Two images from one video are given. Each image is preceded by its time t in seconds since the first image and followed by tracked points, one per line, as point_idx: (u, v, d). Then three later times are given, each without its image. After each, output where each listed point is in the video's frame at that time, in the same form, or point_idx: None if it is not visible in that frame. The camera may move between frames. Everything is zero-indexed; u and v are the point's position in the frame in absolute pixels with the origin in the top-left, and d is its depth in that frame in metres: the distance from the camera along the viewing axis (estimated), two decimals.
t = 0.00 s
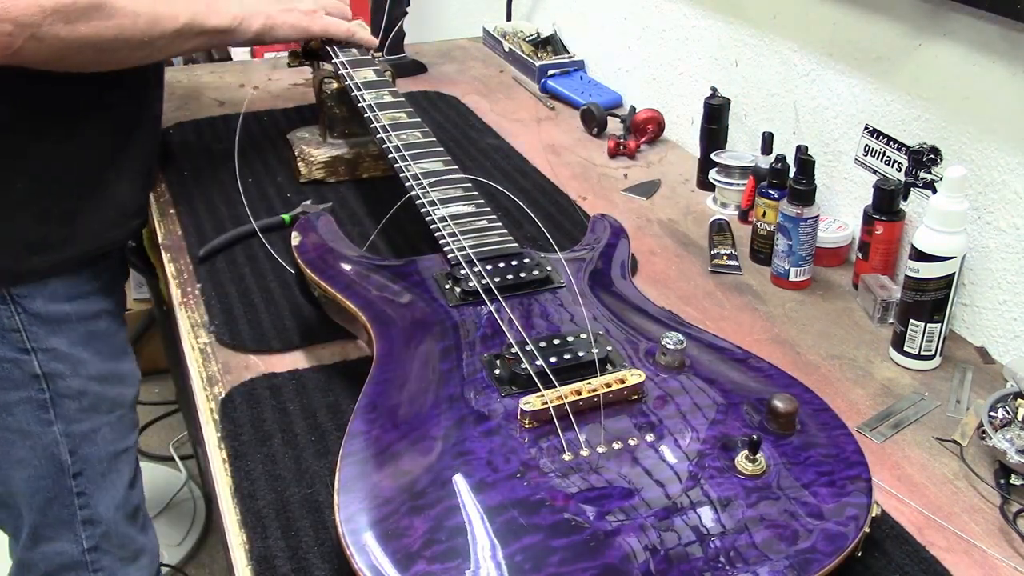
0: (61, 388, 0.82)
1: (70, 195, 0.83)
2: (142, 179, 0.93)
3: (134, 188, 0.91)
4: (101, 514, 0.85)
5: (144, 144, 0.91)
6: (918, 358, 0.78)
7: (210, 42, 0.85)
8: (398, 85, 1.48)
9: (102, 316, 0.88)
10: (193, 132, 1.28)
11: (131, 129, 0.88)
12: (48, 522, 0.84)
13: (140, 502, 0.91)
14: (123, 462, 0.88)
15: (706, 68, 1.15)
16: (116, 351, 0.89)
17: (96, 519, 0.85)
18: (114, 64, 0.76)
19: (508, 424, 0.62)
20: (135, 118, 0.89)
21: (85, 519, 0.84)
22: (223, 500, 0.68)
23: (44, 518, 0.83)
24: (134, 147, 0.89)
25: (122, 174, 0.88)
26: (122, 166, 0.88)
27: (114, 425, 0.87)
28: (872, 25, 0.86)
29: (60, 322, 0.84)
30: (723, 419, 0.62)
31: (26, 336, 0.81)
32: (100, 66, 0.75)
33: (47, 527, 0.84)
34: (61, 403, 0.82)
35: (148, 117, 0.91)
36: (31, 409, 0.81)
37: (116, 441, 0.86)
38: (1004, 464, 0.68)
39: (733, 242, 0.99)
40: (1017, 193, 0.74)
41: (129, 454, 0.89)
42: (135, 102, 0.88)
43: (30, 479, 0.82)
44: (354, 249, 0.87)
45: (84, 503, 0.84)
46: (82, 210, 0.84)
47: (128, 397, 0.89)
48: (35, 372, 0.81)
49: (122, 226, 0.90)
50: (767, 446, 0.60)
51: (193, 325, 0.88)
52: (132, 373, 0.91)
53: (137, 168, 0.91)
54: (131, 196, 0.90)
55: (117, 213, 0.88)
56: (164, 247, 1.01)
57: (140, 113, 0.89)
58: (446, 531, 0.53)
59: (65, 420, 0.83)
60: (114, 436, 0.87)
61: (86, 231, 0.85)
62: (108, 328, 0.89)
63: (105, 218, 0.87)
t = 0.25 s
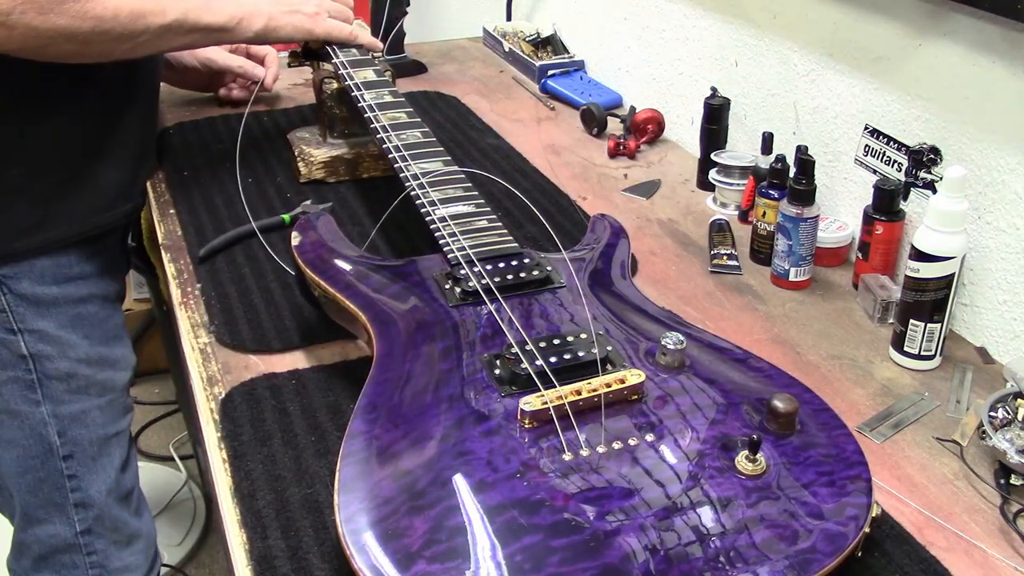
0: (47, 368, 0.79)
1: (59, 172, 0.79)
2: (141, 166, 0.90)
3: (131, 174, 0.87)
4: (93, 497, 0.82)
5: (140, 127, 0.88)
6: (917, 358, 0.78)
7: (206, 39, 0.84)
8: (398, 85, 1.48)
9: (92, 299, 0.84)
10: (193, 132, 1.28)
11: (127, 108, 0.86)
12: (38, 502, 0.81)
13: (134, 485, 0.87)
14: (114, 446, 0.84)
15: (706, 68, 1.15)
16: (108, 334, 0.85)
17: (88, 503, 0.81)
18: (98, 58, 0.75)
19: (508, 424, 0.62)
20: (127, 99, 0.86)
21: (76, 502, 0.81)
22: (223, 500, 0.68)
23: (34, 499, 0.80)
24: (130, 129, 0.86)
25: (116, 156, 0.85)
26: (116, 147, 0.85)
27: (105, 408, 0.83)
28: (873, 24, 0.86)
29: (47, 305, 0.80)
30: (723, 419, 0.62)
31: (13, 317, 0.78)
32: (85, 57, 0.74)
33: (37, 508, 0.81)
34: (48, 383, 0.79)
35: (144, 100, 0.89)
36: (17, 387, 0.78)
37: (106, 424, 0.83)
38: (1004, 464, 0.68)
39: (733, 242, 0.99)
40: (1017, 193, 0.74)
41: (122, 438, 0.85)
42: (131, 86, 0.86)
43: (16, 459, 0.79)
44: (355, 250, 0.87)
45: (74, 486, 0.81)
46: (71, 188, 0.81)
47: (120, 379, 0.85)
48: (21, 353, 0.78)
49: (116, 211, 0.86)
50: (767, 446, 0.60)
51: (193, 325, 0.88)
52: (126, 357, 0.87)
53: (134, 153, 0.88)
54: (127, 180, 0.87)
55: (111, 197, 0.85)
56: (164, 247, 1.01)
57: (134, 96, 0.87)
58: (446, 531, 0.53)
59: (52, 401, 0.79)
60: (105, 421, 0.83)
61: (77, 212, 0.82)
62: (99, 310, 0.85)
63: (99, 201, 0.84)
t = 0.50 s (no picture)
0: (38, 363, 0.78)
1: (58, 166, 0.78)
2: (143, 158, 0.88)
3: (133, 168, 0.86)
4: (86, 491, 0.82)
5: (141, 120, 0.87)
6: (917, 357, 0.78)
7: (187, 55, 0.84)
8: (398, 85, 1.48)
9: (86, 294, 0.82)
10: (193, 132, 1.28)
11: (124, 104, 0.84)
12: (31, 496, 0.80)
13: (129, 479, 0.87)
14: (108, 441, 0.83)
15: (706, 68, 1.15)
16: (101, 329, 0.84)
17: (82, 497, 0.81)
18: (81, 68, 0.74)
19: (508, 424, 0.62)
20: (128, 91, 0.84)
21: (69, 496, 0.81)
22: (223, 499, 0.68)
23: (27, 493, 0.80)
24: (131, 123, 0.85)
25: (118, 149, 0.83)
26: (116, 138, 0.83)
27: (97, 403, 0.82)
28: (873, 24, 0.86)
29: (38, 301, 0.79)
30: (723, 419, 0.62)
31: (5, 312, 0.77)
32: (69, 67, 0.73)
33: (30, 502, 0.81)
34: (39, 378, 0.78)
35: (145, 93, 0.87)
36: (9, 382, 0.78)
37: (99, 419, 0.82)
38: (1004, 464, 0.68)
39: (733, 242, 0.99)
40: (1017, 193, 0.74)
41: (115, 432, 0.85)
42: (131, 78, 0.85)
43: (9, 453, 0.79)
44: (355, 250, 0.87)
45: (68, 480, 0.81)
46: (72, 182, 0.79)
47: (114, 374, 0.85)
48: (13, 347, 0.77)
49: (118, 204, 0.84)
50: (767, 446, 0.60)
51: (193, 325, 0.88)
52: (120, 352, 0.86)
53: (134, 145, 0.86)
54: (129, 174, 0.85)
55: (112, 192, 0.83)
56: (164, 247, 1.01)
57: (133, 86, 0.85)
58: (445, 531, 0.53)
59: (44, 396, 0.79)
60: (97, 415, 0.82)
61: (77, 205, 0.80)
62: (93, 305, 0.84)
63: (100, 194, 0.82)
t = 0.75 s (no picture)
0: (29, 366, 0.78)
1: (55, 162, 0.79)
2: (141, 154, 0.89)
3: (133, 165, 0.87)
4: (78, 493, 0.82)
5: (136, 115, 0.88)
6: (917, 357, 0.78)
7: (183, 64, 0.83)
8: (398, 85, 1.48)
9: (75, 299, 0.83)
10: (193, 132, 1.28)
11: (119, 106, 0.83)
12: (24, 498, 0.81)
13: (123, 480, 0.88)
14: (99, 444, 0.84)
15: (706, 68, 1.15)
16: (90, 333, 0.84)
17: (74, 499, 0.82)
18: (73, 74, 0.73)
19: (508, 424, 0.62)
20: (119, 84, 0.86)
21: (61, 498, 0.82)
22: (223, 499, 0.68)
23: (19, 494, 0.81)
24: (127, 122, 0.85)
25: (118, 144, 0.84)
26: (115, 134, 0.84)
27: (88, 406, 0.83)
28: (873, 24, 0.86)
29: (27, 303, 0.79)
30: (723, 419, 0.62)
31: None
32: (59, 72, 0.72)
33: (24, 504, 0.82)
34: (30, 381, 0.79)
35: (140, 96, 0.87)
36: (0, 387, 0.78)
37: (90, 422, 0.83)
38: (1004, 464, 0.68)
39: (733, 242, 0.99)
40: (1017, 193, 0.74)
41: (107, 434, 0.86)
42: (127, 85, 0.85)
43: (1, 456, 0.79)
44: (355, 250, 0.87)
45: (60, 483, 0.81)
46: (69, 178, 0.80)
47: (105, 377, 0.85)
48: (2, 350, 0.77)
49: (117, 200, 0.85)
50: (766, 446, 0.60)
51: (193, 325, 0.88)
52: (110, 355, 0.87)
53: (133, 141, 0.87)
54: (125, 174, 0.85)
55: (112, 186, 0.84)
56: (164, 247, 1.01)
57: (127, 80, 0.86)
58: (446, 531, 0.53)
59: (34, 399, 0.79)
60: (88, 419, 0.83)
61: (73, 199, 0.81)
62: (83, 308, 0.84)
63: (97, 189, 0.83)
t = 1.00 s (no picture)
0: (40, 372, 0.80)
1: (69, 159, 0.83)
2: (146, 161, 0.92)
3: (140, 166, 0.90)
4: (91, 498, 0.84)
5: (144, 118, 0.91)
6: (917, 358, 0.78)
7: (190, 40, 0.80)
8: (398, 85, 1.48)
9: (85, 303, 0.85)
10: (194, 132, 1.28)
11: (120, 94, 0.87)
12: (35, 504, 0.83)
13: (134, 485, 0.90)
14: (111, 449, 0.86)
15: (706, 68, 1.15)
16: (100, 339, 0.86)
17: (86, 504, 0.84)
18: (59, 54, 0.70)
19: (508, 424, 0.62)
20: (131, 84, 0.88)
21: (73, 503, 0.84)
22: (223, 499, 0.68)
23: (32, 501, 0.83)
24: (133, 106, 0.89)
25: (127, 146, 0.88)
26: (125, 138, 0.87)
27: (100, 411, 0.85)
28: (873, 24, 0.86)
29: (37, 309, 0.81)
30: (723, 419, 0.62)
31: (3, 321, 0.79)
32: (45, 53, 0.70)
33: (35, 510, 0.83)
34: (41, 387, 0.81)
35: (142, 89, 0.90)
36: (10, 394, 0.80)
37: (102, 427, 0.85)
38: (1004, 464, 0.68)
39: (733, 242, 0.99)
40: (1017, 193, 0.74)
41: (118, 439, 0.87)
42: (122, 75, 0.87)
43: (14, 463, 0.81)
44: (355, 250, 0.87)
45: (72, 488, 0.83)
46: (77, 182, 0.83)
47: (115, 382, 0.87)
48: (13, 357, 0.79)
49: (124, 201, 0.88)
50: (766, 446, 0.60)
51: (193, 325, 0.88)
52: (121, 359, 0.89)
53: (138, 145, 0.90)
54: (130, 173, 0.89)
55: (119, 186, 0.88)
56: (164, 247, 1.01)
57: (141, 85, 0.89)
58: (445, 531, 0.53)
59: (46, 405, 0.81)
60: (99, 424, 0.85)
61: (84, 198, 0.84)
62: (90, 314, 0.86)
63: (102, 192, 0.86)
